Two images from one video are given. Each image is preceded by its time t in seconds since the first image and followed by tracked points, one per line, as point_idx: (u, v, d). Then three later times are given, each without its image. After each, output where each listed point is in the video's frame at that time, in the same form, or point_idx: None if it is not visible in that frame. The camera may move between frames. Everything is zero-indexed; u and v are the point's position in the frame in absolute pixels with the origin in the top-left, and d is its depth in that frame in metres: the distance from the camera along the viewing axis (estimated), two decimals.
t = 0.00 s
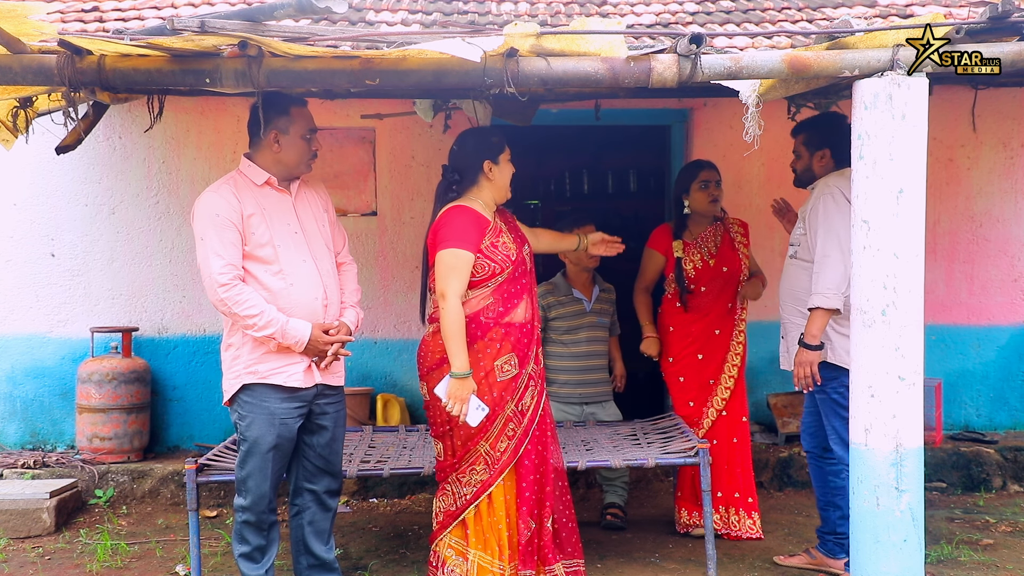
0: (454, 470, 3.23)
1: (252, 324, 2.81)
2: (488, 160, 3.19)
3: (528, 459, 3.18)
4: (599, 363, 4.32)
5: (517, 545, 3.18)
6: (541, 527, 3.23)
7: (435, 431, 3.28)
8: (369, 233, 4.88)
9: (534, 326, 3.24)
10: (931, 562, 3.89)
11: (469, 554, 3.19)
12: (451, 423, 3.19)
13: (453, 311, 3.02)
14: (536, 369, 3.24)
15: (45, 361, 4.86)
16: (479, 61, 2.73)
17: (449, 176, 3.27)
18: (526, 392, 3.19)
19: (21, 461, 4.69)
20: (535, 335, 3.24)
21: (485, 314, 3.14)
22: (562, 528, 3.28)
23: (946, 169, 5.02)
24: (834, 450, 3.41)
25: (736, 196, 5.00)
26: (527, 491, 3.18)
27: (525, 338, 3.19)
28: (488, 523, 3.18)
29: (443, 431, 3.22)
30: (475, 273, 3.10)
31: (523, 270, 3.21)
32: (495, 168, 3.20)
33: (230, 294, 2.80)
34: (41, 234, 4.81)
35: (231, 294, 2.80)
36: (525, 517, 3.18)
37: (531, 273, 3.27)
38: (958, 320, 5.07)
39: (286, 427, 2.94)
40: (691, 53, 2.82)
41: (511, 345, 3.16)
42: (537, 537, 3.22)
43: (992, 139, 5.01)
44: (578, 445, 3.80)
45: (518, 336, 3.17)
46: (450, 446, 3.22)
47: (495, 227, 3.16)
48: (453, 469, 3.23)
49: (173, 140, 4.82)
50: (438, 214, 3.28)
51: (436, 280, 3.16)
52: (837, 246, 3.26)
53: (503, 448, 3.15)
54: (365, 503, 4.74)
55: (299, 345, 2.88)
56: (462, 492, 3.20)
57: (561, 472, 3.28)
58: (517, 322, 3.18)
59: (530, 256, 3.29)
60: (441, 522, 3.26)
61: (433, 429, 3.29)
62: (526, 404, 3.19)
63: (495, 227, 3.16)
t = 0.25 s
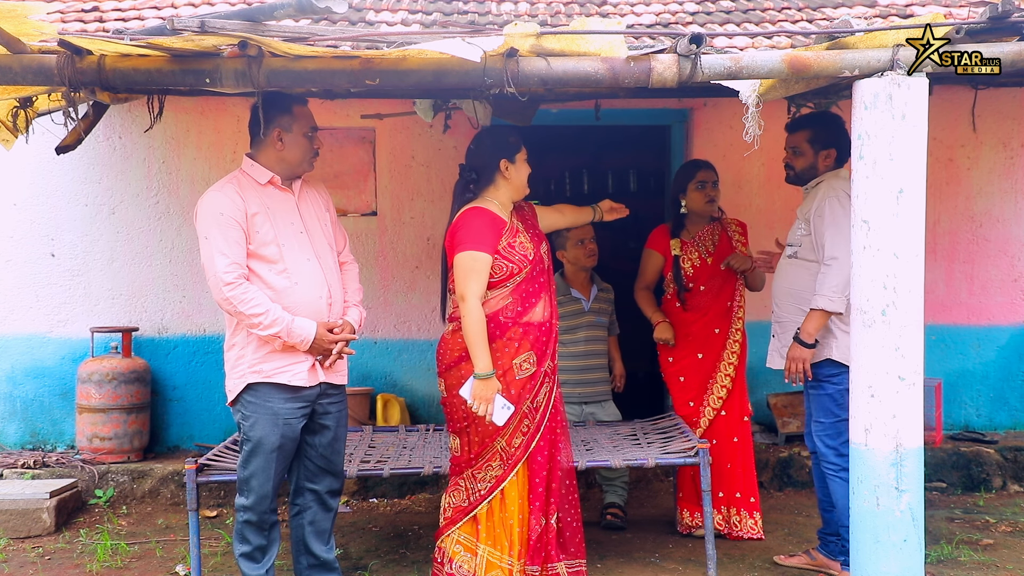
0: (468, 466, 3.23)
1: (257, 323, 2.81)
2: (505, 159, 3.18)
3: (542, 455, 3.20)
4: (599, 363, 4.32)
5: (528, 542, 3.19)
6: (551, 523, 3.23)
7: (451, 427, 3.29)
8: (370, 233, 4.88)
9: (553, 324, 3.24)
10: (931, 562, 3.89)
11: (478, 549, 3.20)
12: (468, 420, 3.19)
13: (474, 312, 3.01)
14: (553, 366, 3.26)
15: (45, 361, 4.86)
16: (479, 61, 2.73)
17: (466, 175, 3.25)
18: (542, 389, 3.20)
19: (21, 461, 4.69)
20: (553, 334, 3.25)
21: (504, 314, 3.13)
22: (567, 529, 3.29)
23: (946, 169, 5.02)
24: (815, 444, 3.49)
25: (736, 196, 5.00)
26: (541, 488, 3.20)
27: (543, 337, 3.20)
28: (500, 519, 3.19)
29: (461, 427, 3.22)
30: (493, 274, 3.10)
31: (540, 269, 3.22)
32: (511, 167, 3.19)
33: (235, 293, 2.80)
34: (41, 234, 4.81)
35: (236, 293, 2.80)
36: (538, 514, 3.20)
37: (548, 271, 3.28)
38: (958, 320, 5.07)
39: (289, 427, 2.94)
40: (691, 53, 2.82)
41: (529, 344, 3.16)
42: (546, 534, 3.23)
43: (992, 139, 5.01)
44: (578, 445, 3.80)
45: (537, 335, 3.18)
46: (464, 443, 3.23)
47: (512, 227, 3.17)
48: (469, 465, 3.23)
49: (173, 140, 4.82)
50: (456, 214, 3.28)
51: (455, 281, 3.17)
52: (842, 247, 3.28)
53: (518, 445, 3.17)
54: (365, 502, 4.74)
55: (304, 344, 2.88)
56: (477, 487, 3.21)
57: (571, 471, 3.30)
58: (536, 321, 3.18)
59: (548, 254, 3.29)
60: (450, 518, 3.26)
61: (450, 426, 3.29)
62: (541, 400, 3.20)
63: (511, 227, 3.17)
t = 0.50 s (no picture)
0: (482, 463, 3.24)
1: (262, 321, 2.81)
2: (521, 160, 3.18)
3: (553, 454, 3.20)
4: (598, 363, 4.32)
5: (538, 540, 3.20)
6: (560, 522, 3.23)
7: (464, 424, 3.29)
8: (369, 233, 4.88)
9: (567, 324, 3.25)
10: (931, 562, 3.89)
11: (489, 548, 3.21)
12: (483, 419, 3.20)
13: (490, 314, 3.04)
14: (565, 365, 3.27)
15: (45, 361, 4.86)
16: (479, 61, 2.73)
17: (480, 176, 3.24)
18: (556, 388, 3.21)
19: (21, 461, 4.69)
20: (567, 334, 3.25)
21: (518, 314, 3.14)
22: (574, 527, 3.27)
23: (946, 169, 5.02)
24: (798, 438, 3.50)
25: (735, 196, 5.00)
26: (553, 487, 3.20)
27: (558, 337, 3.21)
28: (512, 518, 3.20)
29: (475, 426, 3.23)
30: (508, 275, 3.11)
31: (556, 270, 3.22)
32: (527, 168, 3.19)
33: (240, 292, 2.79)
34: (41, 234, 4.81)
35: (241, 292, 2.79)
36: (548, 513, 3.20)
37: (563, 271, 3.28)
38: (958, 320, 5.07)
39: (293, 427, 2.94)
40: (691, 53, 2.82)
41: (544, 343, 3.17)
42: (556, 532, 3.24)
43: (992, 139, 5.01)
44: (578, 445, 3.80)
45: (551, 335, 3.19)
46: (479, 441, 3.23)
47: (525, 228, 3.17)
48: (482, 463, 3.23)
49: (173, 140, 4.82)
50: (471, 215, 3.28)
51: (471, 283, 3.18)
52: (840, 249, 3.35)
53: (531, 444, 3.17)
54: (365, 502, 4.74)
55: (309, 342, 2.88)
56: (490, 486, 3.22)
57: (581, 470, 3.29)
58: (551, 321, 3.18)
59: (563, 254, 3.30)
60: (461, 515, 3.26)
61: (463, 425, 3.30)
62: (554, 399, 3.21)
63: (526, 228, 3.17)
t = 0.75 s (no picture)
0: (486, 463, 3.22)
1: (264, 322, 2.81)
2: (522, 160, 3.18)
3: (555, 454, 3.20)
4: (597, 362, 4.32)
5: (542, 540, 3.20)
6: (563, 521, 3.23)
7: (467, 425, 3.30)
8: (369, 233, 4.88)
9: (567, 324, 3.26)
10: (931, 562, 3.89)
11: (495, 548, 3.20)
12: (485, 419, 3.20)
13: (493, 314, 3.04)
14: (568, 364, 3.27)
15: (45, 361, 4.86)
16: (479, 61, 2.73)
17: (482, 176, 3.25)
18: (558, 387, 3.21)
19: (21, 461, 4.69)
20: (568, 333, 3.26)
21: (520, 314, 3.13)
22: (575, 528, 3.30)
23: (946, 169, 5.02)
24: (788, 435, 3.46)
25: (735, 196, 5.00)
26: (556, 486, 3.20)
27: (559, 336, 3.22)
28: (518, 517, 3.18)
29: (478, 426, 3.23)
30: (509, 275, 3.11)
31: (556, 269, 3.22)
32: (529, 168, 3.19)
33: (242, 293, 2.78)
34: (41, 234, 4.81)
35: (243, 292, 2.78)
36: (553, 513, 3.20)
37: (563, 271, 3.28)
38: (958, 319, 5.07)
39: (295, 427, 2.94)
40: (691, 53, 2.82)
41: (545, 342, 3.17)
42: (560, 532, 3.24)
43: (992, 139, 5.01)
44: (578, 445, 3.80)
45: (552, 334, 3.19)
46: (482, 442, 3.23)
47: (525, 228, 3.18)
48: (486, 463, 3.22)
49: (173, 140, 4.82)
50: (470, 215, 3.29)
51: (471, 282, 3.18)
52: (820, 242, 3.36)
53: (535, 443, 3.17)
54: (365, 502, 4.74)
55: (311, 343, 2.88)
56: (495, 486, 3.20)
57: (579, 471, 3.29)
58: (552, 320, 3.19)
59: (563, 254, 3.30)
60: (466, 515, 3.26)
61: (467, 425, 3.30)
62: (556, 399, 3.21)
63: (527, 228, 3.18)
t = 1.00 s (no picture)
0: (473, 465, 3.22)
1: (264, 324, 2.81)
2: (522, 160, 3.18)
3: (547, 455, 3.20)
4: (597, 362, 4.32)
5: (535, 541, 3.21)
6: (557, 523, 3.24)
7: (454, 427, 3.29)
8: (369, 233, 4.88)
9: (556, 324, 3.25)
10: (931, 562, 3.89)
11: (488, 549, 3.20)
12: (472, 420, 3.20)
13: (483, 313, 3.04)
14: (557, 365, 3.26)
15: (45, 361, 4.86)
16: (479, 61, 2.73)
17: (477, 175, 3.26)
18: (547, 388, 3.21)
19: (21, 461, 4.69)
20: (556, 334, 3.25)
21: (508, 314, 3.13)
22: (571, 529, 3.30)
23: (946, 169, 5.02)
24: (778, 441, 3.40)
25: (736, 196, 5.00)
26: (546, 488, 3.20)
27: (546, 337, 3.21)
28: (508, 518, 3.18)
29: (464, 427, 3.23)
30: (498, 276, 3.11)
31: (544, 271, 3.22)
32: (520, 168, 3.18)
33: (242, 294, 2.78)
34: (41, 234, 4.81)
35: (243, 294, 2.78)
36: (544, 514, 3.21)
37: (552, 273, 3.28)
38: (958, 319, 5.07)
39: (296, 427, 2.94)
40: (691, 53, 2.82)
41: (532, 344, 3.17)
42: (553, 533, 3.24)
43: (992, 139, 5.01)
44: (578, 445, 3.80)
45: (540, 335, 3.18)
46: (468, 443, 3.23)
47: (516, 231, 3.16)
48: (473, 464, 3.22)
49: (173, 140, 4.82)
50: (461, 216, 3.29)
51: (461, 281, 3.17)
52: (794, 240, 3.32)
53: (524, 444, 3.17)
54: (365, 502, 4.74)
55: (310, 344, 2.88)
56: (483, 487, 3.21)
57: (574, 472, 3.29)
58: (540, 321, 3.19)
59: (553, 256, 3.30)
60: (457, 517, 3.26)
61: (453, 427, 3.30)
62: (546, 400, 3.20)
63: (518, 229, 3.17)
